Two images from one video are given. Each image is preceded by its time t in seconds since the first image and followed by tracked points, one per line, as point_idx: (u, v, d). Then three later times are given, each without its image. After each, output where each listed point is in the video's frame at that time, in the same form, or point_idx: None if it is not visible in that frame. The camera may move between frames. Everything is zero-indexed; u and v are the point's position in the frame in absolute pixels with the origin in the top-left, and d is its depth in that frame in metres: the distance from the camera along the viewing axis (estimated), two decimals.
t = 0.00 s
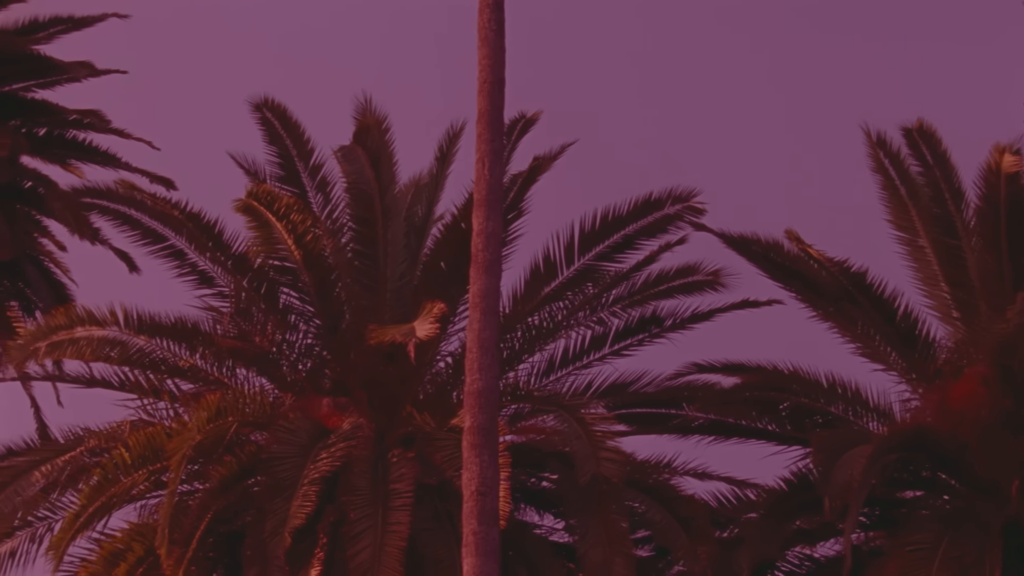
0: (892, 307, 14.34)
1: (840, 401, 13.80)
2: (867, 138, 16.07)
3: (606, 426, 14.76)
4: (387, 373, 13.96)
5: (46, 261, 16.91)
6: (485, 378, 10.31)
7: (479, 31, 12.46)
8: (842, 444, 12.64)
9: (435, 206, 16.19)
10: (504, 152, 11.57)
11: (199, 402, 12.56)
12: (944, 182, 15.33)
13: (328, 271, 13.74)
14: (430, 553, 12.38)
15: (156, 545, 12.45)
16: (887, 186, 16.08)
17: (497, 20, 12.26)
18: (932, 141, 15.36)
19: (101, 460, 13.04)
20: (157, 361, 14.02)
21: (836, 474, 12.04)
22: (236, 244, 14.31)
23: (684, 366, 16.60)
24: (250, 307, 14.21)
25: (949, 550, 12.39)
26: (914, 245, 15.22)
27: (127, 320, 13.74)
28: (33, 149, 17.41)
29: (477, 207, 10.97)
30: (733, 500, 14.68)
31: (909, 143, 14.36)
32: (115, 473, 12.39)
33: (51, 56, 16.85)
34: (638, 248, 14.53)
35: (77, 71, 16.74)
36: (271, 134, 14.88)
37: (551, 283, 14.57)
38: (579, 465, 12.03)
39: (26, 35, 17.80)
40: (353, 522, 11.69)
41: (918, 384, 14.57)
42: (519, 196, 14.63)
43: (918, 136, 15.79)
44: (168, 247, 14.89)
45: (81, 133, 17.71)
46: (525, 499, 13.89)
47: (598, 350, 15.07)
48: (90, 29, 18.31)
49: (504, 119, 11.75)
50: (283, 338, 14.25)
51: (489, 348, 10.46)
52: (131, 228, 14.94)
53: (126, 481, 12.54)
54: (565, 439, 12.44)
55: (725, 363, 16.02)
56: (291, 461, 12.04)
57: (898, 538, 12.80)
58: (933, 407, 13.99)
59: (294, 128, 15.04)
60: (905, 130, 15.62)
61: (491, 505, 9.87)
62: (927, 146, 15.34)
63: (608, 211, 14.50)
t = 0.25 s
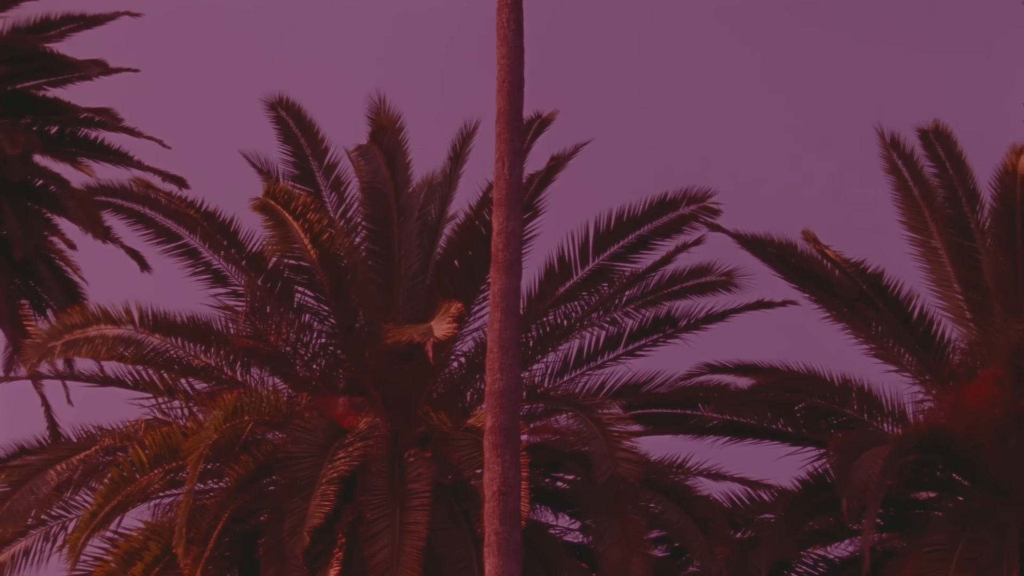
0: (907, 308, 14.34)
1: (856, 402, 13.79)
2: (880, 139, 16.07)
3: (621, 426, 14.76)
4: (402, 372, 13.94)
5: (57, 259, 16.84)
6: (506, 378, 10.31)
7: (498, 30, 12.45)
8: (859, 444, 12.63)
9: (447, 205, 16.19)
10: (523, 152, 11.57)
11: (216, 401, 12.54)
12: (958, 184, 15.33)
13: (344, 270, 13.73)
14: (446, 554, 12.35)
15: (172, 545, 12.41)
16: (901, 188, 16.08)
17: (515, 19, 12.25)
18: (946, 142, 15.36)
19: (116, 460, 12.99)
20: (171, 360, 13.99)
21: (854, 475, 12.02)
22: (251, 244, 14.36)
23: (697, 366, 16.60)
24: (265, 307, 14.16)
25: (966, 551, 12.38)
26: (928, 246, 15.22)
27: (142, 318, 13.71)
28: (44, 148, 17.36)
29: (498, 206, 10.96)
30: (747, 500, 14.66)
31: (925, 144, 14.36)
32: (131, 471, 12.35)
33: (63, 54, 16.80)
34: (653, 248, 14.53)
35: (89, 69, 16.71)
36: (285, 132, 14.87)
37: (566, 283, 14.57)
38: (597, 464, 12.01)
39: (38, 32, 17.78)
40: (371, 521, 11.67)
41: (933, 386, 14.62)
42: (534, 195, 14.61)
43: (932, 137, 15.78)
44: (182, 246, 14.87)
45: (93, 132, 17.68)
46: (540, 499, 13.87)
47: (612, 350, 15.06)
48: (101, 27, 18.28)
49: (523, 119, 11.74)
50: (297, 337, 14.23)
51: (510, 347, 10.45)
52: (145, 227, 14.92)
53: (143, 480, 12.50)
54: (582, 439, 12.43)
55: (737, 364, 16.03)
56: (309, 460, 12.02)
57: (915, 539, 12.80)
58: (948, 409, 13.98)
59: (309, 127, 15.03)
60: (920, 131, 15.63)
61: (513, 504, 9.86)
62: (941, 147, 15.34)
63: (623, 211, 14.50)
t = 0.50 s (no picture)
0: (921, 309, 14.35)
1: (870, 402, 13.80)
2: (893, 139, 16.08)
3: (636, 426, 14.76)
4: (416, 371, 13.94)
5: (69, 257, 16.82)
6: (527, 377, 10.31)
7: (515, 30, 12.45)
8: (875, 445, 12.63)
9: (460, 204, 16.19)
10: (542, 152, 11.57)
11: (232, 399, 12.54)
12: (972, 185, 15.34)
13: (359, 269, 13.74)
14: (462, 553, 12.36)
15: (188, 543, 12.38)
16: (913, 189, 16.08)
17: (533, 19, 12.25)
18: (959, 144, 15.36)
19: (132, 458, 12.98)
20: (186, 358, 13.98)
21: (870, 475, 12.03)
22: (265, 243, 14.37)
23: (708, 366, 16.61)
24: (281, 306, 14.14)
25: (982, 552, 12.40)
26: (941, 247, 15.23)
27: (157, 317, 13.69)
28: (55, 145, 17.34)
29: (518, 206, 10.96)
30: (760, 501, 14.67)
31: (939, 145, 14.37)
32: (146, 470, 12.36)
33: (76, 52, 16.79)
34: (667, 248, 14.54)
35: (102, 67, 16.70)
36: (299, 131, 14.87)
37: (579, 283, 14.58)
38: (613, 465, 12.01)
39: (50, 30, 17.78)
40: (389, 521, 11.67)
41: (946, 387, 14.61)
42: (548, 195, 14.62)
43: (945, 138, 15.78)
44: (195, 244, 14.86)
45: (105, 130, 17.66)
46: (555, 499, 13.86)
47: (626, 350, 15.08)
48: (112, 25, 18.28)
49: (542, 119, 11.75)
50: (311, 336, 14.23)
51: (530, 347, 10.45)
52: (159, 225, 14.91)
53: (158, 478, 12.49)
54: (598, 439, 12.43)
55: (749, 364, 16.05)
56: (325, 459, 12.02)
57: (930, 540, 12.82)
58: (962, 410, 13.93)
59: (323, 126, 15.03)
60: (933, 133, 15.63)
61: (535, 504, 9.86)
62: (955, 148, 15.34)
63: (637, 211, 14.51)
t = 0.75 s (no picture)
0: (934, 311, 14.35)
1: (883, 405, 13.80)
2: (905, 142, 16.08)
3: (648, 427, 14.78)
4: (430, 371, 13.94)
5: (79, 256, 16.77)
6: (546, 379, 10.31)
7: (533, 30, 12.43)
8: (890, 447, 12.64)
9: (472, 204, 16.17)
10: (560, 152, 11.56)
11: (246, 399, 12.51)
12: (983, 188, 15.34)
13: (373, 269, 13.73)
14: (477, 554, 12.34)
15: (203, 543, 12.35)
16: (925, 191, 16.08)
17: (551, 19, 12.22)
18: (971, 147, 15.36)
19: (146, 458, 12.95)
20: (199, 358, 13.95)
21: (885, 477, 12.03)
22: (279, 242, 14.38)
23: (719, 367, 16.61)
24: (294, 304, 14.11)
25: (996, 554, 12.43)
26: (953, 249, 15.24)
27: (170, 316, 13.65)
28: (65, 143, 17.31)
29: (537, 206, 10.93)
30: (771, 502, 14.69)
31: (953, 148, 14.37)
32: (161, 469, 12.34)
33: (86, 50, 16.75)
34: (680, 250, 14.53)
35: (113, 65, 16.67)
36: (312, 130, 14.85)
37: (592, 284, 14.59)
38: (629, 466, 12.02)
39: (60, 28, 17.75)
40: (406, 521, 11.66)
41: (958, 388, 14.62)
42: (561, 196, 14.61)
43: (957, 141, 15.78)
44: (208, 243, 14.84)
45: (114, 128, 17.64)
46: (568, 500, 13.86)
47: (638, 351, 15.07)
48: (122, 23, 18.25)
49: (559, 119, 11.74)
50: (322, 334, 14.23)
51: (550, 348, 10.43)
52: (171, 224, 14.89)
53: (172, 478, 12.48)
54: (613, 441, 12.43)
55: (760, 366, 16.09)
56: (341, 459, 12.02)
57: (944, 542, 12.86)
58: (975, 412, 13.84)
59: (336, 125, 15.01)
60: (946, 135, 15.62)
61: (555, 505, 9.86)
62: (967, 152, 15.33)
63: (651, 212, 14.51)
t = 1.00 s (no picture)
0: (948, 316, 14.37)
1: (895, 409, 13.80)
2: (917, 146, 16.09)
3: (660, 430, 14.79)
4: (443, 374, 13.92)
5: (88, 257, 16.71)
6: (565, 382, 10.30)
7: (549, 33, 12.41)
8: (904, 451, 12.63)
9: (483, 207, 16.16)
10: (578, 155, 11.54)
11: (261, 401, 12.50)
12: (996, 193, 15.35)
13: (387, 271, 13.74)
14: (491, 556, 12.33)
15: (217, 544, 12.34)
16: (936, 195, 16.10)
17: (568, 22, 12.20)
18: (983, 152, 15.38)
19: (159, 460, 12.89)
20: (212, 360, 13.89)
21: (900, 482, 12.03)
22: (292, 244, 14.41)
23: (729, 371, 16.61)
24: (307, 305, 14.10)
25: (1010, 559, 12.45)
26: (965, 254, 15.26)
27: (183, 317, 13.59)
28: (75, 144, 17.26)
29: (555, 209, 10.92)
30: (782, 506, 14.70)
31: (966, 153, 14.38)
32: (175, 471, 12.31)
33: (97, 51, 16.72)
34: (693, 253, 14.55)
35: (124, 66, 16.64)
36: (325, 132, 14.85)
37: (605, 287, 14.60)
38: (643, 469, 12.00)
39: (70, 28, 17.71)
40: (421, 524, 11.65)
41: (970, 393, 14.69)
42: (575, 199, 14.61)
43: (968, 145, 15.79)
44: (220, 245, 14.81)
45: (125, 128, 17.61)
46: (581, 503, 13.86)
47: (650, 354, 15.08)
48: (132, 24, 18.23)
49: (577, 122, 11.72)
50: (335, 336, 14.22)
51: (569, 352, 10.43)
52: (183, 225, 14.86)
53: (186, 479, 12.45)
54: (627, 444, 12.42)
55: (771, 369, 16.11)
56: (356, 461, 12.01)
57: (958, 546, 12.87)
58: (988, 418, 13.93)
59: (349, 127, 15.01)
60: (957, 140, 15.64)
61: (575, 509, 9.87)
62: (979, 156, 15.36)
63: (663, 215, 14.52)
